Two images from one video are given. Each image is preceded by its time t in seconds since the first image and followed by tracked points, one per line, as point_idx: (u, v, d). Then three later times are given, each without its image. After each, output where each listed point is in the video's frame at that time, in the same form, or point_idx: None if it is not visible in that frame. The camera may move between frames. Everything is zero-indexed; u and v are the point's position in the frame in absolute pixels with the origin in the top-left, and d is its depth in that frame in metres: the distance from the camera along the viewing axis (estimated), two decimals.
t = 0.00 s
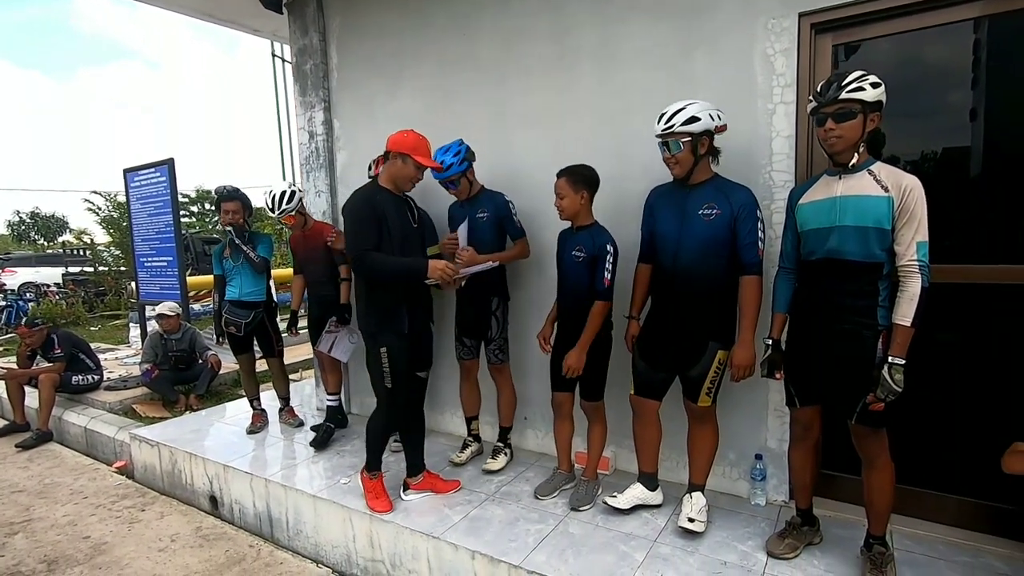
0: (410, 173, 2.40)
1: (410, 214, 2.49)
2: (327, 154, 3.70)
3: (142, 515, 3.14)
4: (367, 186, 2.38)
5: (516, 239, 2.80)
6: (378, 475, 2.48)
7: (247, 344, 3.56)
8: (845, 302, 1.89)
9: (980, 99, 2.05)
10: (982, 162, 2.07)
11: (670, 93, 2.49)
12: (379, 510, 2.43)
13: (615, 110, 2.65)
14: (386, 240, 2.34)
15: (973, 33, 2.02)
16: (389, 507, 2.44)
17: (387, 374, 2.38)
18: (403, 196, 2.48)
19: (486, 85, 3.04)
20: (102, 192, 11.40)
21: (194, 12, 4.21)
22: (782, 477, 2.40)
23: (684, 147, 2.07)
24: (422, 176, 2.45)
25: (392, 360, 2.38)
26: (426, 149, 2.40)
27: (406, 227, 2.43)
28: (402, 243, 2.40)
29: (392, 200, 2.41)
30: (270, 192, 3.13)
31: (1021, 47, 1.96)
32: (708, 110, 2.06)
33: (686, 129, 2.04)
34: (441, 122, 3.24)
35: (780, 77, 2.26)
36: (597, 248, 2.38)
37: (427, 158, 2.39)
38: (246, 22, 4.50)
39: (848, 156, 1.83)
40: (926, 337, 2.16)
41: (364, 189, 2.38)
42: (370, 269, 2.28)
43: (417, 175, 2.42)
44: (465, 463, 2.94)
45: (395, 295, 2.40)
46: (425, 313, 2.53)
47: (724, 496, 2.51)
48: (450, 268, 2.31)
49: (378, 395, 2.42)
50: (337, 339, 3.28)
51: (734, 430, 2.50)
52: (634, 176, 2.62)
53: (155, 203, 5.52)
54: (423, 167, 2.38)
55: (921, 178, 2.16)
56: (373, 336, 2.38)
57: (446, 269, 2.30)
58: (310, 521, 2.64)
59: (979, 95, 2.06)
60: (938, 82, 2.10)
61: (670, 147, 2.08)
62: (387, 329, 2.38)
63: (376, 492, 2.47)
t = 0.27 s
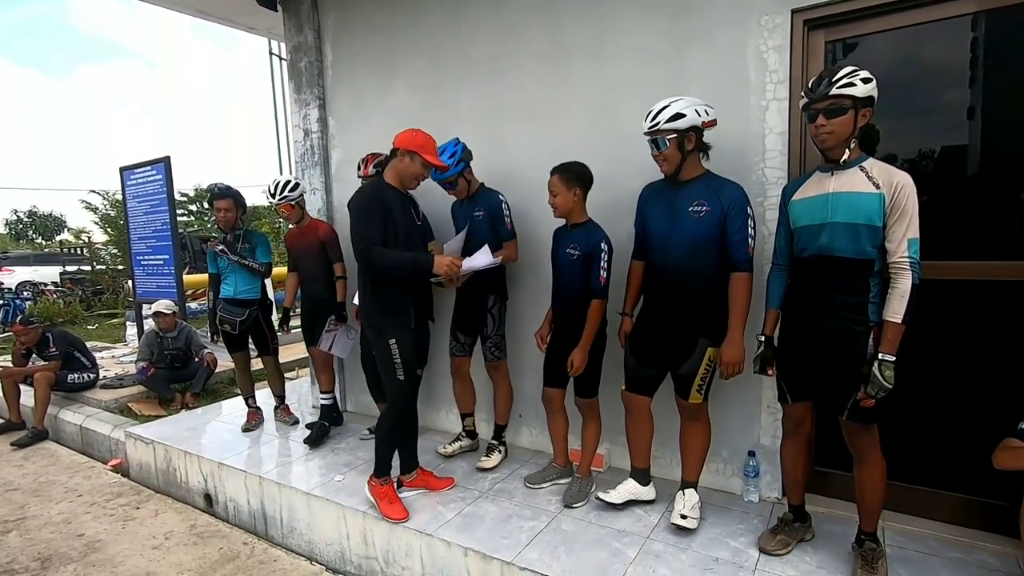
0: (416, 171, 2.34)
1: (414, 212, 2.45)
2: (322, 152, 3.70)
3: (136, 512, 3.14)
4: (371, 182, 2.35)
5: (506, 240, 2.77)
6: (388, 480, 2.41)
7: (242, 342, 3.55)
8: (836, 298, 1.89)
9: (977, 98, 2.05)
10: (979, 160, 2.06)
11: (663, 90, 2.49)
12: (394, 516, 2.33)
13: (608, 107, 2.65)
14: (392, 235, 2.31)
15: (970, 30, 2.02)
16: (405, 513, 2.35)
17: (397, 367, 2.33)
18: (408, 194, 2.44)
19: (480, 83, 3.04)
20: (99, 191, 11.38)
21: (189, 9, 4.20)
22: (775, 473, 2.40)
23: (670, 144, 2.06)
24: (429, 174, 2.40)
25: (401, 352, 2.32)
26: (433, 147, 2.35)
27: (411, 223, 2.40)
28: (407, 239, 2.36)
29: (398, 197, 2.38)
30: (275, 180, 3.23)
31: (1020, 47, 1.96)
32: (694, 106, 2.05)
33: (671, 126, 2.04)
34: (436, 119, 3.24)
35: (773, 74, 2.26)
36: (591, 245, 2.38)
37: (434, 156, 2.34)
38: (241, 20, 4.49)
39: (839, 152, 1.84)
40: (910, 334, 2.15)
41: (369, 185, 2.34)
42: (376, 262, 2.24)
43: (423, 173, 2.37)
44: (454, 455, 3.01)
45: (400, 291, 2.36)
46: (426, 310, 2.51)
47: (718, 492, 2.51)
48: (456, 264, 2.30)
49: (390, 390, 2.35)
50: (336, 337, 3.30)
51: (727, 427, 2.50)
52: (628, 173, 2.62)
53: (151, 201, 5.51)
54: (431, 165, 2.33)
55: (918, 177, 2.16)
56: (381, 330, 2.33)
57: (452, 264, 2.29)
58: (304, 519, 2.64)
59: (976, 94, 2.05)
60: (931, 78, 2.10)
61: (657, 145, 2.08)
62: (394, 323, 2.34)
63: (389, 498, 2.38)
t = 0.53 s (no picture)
0: (421, 169, 2.32)
1: (416, 209, 2.41)
2: (319, 150, 3.70)
3: (133, 509, 3.14)
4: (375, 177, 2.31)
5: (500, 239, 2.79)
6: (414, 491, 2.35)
7: (239, 340, 3.55)
8: (830, 297, 1.89)
9: (976, 98, 2.05)
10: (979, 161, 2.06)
11: (659, 88, 2.49)
12: (438, 515, 2.29)
13: (604, 106, 2.65)
14: (397, 232, 2.28)
15: (970, 30, 2.02)
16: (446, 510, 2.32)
17: (398, 367, 2.31)
18: (412, 191, 2.40)
19: (476, 81, 3.04)
20: (98, 189, 11.38)
21: (188, 7, 4.20)
22: (770, 472, 2.40)
23: (663, 141, 2.07)
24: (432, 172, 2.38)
25: (404, 352, 2.31)
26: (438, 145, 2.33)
27: (415, 221, 2.38)
28: (411, 236, 2.33)
29: (401, 193, 2.34)
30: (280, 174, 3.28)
31: (1021, 47, 1.96)
32: (687, 104, 2.05)
33: (665, 123, 2.04)
34: (433, 117, 3.24)
35: (769, 73, 2.26)
36: (583, 241, 2.38)
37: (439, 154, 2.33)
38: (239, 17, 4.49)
39: (832, 151, 1.84)
40: (909, 332, 2.17)
41: (371, 181, 2.29)
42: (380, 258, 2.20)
43: (428, 171, 2.35)
44: (455, 449, 3.06)
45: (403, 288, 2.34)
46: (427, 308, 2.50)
47: (713, 491, 2.51)
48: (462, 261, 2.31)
49: (389, 390, 2.33)
50: (330, 335, 3.30)
51: (722, 425, 2.50)
52: (624, 172, 2.62)
53: (149, 199, 5.51)
54: (436, 163, 2.32)
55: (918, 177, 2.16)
56: (383, 329, 2.31)
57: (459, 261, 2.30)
58: (300, 516, 2.65)
59: (976, 94, 2.05)
60: (928, 76, 2.10)
61: (650, 143, 2.10)
62: (397, 322, 2.32)
63: (424, 502, 2.32)
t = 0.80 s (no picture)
0: (423, 166, 2.31)
1: (419, 207, 2.39)
2: (320, 148, 3.71)
3: (133, 504, 3.16)
4: (379, 175, 2.27)
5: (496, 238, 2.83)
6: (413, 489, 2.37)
7: (239, 337, 3.57)
8: (824, 297, 1.90)
9: (979, 99, 2.04)
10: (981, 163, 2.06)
11: (658, 88, 2.50)
12: (438, 514, 2.31)
13: (604, 105, 2.65)
14: (404, 231, 2.27)
15: (974, 30, 2.01)
16: (446, 509, 2.35)
17: (404, 367, 2.31)
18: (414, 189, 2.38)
19: (476, 79, 3.05)
20: (101, 185, 11.41)
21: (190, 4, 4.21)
22: (765, 471, 2.41)
23: (662, 140, 2.08)
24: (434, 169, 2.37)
25: (411, 352, 2.32)
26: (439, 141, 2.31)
27: (420, 221, 2.37)
28: (415, 235, 2.33)
29: (406, 193, 2.32)
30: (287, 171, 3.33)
31: (1023, 47, 1.95)
32: (687, 104, 2.06)
33: (664, 122, 2.05)
34: (433, 115, 3.24)
35: (767, 73, 2.26)
36: (575, 238, 2.42)
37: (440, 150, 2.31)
38: (241, 15, 4.49)
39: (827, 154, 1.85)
40: (905, 333, 2.17)
41: (376, 180, 2.26)
42: (388, 256, 2.18)
43: (430, 167, 2.34)
44: (452, 446, 3.08)
45: (406, 287, 2.33)
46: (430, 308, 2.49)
47: (708, 490, 2.52)
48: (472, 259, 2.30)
49: (392, 390, 2.33)
50: (322, 332, 3.29)
51: (718, 425, 2.51)
52: (623, 171, 2.63)
53: (151, 195, 5.53)
54: (438, 159, 2.31)
55: (920, 177, 2.16)
56: (390, 329, 2.30)
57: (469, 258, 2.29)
58: (298, 512, 2.66)
59: (979, 95, 2.05)
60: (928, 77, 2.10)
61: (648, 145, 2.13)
62: (405, 322, 2.31)
63: (424, 502, 2.35)
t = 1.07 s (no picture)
0: (427, 166, 2.32)
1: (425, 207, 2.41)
2: (322, 148, 3.73)
3: (136, 502, 3.19)
4: (385, 177, 2.28)
5: (501, 235, 2.88)
6: (415, 487, 2.39)
7: (242, 336, 3.60)
8: (821, 298, 1.92)
9: (981, 99, 2.05)
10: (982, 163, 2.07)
11: (657, 90, 2.52)
12: (438, 513, 2.33)
13: (603, 107, 2.67)
14: (413, 233, 2.28)
15: (975, 31, 2.02)
16: (447, 508, 2.37)
17: (411, 369, 2.33)
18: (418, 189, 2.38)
19: (477, 81, 3.07)
20: (104, 184, 11.44)
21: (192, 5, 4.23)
22: (763, 470, 2.43)
23: (665, 142, 2.09)
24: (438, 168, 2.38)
25: (419, 354, 2.34)
26: (443, 141, 2.33)
27: (426, 222, 2.39)
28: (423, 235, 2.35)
29: (412, 195, 2.33)
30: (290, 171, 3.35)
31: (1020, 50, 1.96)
32: (691, 107, 2.08)
33: (669, 124, 2.06)
34: (434, 117, 3.26)
35: (765, 76, 2.28)
36: (566, 235, 2.48)
37: (444, 150, 2.33)
38: (243, 16, 4.52)
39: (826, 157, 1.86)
40: (899, 333, 2.20)
41: (384, 182, 2.27)
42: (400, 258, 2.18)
43: (434, 167, 2.35)
44: (453, 445, 3.10)
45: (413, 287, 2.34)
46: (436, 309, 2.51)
47: (706, 488, 2.55)
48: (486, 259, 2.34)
49: (397, 391, 2.35)
50: (327, 334, 3.31)
51: (716, 424, 2.53)
52: (622, 173, 2.65)
53: (154, 195, 5.56)
54: (442, 160, 2.32)
55: (921, 179, 2.17)
56: (399, 330, 2.32)
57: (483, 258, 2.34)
58: (299, 510, 2.69)
59: (980, 95, 2.06)
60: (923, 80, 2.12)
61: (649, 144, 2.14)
62: (413, 324, 2.33)
63: (425, 500, 2.36)
